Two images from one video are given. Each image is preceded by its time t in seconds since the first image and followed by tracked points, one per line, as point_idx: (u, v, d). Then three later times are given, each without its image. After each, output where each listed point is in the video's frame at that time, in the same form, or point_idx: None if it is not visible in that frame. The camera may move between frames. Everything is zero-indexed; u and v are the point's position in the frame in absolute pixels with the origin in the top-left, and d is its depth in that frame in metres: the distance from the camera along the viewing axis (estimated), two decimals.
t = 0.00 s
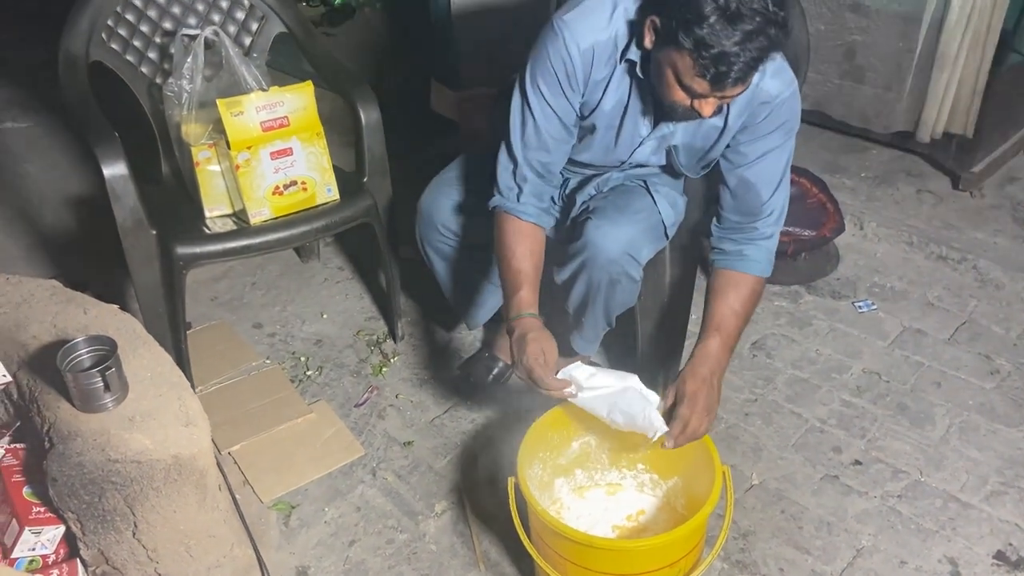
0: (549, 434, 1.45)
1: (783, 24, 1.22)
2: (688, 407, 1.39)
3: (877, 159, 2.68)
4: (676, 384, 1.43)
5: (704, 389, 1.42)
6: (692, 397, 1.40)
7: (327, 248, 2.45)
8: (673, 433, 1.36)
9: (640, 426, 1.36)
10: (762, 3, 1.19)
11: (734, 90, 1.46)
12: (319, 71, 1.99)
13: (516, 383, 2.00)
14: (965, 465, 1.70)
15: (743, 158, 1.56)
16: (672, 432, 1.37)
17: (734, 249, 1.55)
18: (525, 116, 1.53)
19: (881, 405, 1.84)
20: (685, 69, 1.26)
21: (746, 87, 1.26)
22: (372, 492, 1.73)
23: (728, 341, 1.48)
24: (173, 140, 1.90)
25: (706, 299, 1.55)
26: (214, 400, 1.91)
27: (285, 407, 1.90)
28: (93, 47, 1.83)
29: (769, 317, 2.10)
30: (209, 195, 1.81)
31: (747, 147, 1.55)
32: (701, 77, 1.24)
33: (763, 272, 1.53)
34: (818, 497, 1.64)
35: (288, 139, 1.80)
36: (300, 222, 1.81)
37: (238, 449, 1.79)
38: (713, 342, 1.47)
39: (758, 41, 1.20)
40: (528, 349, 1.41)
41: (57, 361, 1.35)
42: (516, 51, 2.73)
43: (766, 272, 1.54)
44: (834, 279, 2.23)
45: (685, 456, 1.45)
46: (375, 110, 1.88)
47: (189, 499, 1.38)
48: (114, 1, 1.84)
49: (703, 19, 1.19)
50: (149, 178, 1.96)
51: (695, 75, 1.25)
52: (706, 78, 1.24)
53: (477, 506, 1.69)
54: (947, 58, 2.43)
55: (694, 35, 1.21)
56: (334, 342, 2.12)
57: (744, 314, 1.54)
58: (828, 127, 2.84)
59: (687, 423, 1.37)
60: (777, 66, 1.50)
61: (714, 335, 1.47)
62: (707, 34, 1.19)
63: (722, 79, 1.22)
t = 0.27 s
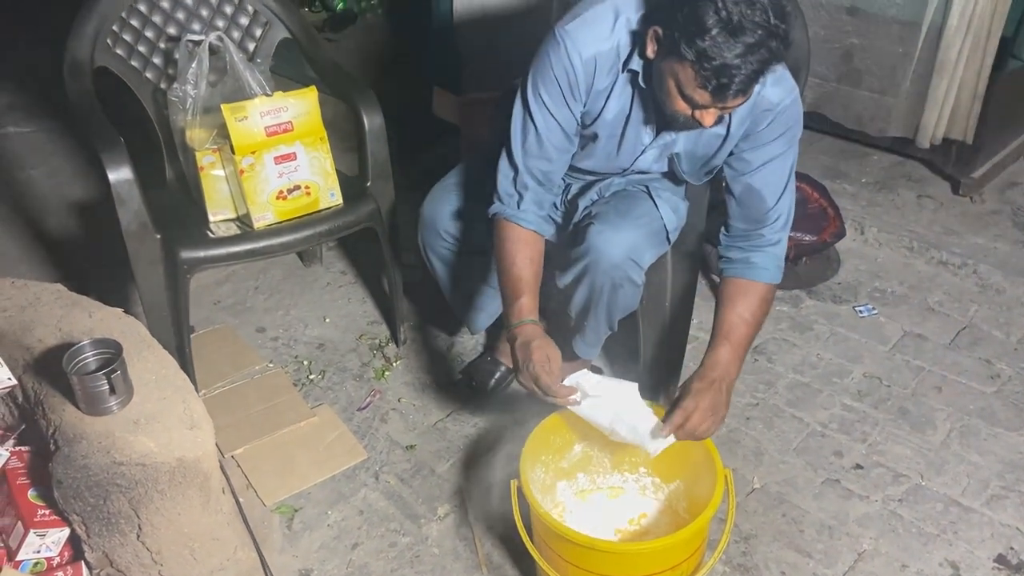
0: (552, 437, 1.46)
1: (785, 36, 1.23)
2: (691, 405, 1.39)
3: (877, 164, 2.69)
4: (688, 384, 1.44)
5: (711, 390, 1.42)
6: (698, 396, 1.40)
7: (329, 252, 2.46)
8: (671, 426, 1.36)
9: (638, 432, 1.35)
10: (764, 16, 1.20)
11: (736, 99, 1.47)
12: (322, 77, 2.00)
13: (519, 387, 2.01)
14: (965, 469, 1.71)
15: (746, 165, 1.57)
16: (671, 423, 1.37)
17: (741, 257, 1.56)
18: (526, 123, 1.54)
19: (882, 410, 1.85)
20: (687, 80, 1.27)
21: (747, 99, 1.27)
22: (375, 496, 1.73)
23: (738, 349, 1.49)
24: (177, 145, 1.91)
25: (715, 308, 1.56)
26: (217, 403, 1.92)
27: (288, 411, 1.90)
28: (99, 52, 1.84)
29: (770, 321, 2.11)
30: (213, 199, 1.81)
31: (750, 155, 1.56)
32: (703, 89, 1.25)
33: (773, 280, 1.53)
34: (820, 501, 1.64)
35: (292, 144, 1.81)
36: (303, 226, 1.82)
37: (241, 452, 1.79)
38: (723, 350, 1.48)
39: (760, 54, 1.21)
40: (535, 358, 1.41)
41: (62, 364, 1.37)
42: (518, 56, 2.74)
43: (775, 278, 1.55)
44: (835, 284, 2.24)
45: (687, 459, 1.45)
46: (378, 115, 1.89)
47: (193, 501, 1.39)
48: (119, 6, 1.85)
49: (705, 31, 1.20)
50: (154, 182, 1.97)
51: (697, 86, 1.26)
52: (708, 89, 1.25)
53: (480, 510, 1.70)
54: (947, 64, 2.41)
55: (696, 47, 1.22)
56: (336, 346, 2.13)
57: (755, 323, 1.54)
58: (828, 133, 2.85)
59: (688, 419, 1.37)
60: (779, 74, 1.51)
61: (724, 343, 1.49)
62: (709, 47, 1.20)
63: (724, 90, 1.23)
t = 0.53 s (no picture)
0: (550, 440, 1.47)
1: (784, 45, 1.24)
2: (689, 411, 1.40)
3: (875, 169, 2.70)
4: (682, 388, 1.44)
5: (704, 395, 1.42)
6: (695, 401, 1.41)
7: (329, 256, 2.47)
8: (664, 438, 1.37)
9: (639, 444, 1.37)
10: (763, 25, 1.21)
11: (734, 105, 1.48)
12: (323, 80, 2.00)
13: (518, 391, 2.01)
14: (964, 472, 1.71)
15: (744, 171, 1.57)
16: (672, 428, 1.37)
17: (736, 263, 1.56)
18: (528, 126, 1.54)
19: (881, 413, 1.85)
20: (686, 88, 1.28)
21: (747, 107, 1.28)
22: (375, 498, 1.74)
23: (733, 354, 1.50)
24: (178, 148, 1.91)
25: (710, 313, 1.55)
26: (218, 406, 1.93)
27: (288, 414, 1.91)
28: (101, 56, 1.85)
29: (769, 325, 2.11)
30: (214, 203, 1.82)
31: (747, 161, 1.56)
32: (703, 97, 1.26)
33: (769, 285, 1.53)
34: (818, 503, 1.65)
35: (292, 148, 1.82)
36: (304, 229, 1.83)
37: (241, 455, 1.80)
38: (717, 355, 1.48)
39: (759, 62, 1.22)
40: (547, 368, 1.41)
41: (64, 366, 1.37)
42: (518, 61, 2.75)
43: (770, 284, 1.55)
44: (833, 288, 2.24)
45: (686, 462, 1.46)
46: (378, 119, 1.89)
47: (193, 503, 1.40)
48: (121, 10, 1.87)
49: (705, 40, 1.21)
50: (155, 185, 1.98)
51: (697, 94, 1.27)
52: (708, 97, 1.25)
53: (479, 512, 1.70)
54: (945, 69, 2.41)
55: (696, 55, 1.22)
56: (336, 350, 2.14)
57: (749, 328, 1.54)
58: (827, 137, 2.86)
59: (683, 424, 1.38)
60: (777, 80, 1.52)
61: (717, 348, 1.49)
62: (709, 55, 1.21)
63: (723, 98, 1.24)
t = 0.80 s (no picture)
0: (547, 442, 1.49)
1: (780, 50, 1.25)
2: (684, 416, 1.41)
3: (872, 173, 2.72)
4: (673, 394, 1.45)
5: (697, 400, 1.43)
6: (687, 405, 1.42)
7: (328, 259, 2.48)
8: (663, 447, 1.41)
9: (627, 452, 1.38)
10: (759, 30, 1.22)
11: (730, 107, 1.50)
12: (321, 84, 2.02)
13: (515, 393, 2.02)
14: (959, 475, 1.72)
15: (739, 175, 1.58)
16: (666, 435, 1.40)
17: (730, 266, 1.57)
18: (530, 125, 1.53)
19: (876, 416, 1.86)
20: (683, 91, 1.29)
21: (742, 110, 1.29)
22: (372, 501, 1.74)
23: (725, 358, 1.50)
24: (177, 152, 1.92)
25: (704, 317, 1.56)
26: (216, 408, 1.93)
27: (286, 416, 1.91)
28: (100, 61, 1.87)
29: (765, 328, 2.12)
30: (213, 206, 1.83)
31: (743, 164, 1.58)
32: (699, 100, 1.28)
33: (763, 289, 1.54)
34: (814, 506, 1.66)
35: (291, 151, 1.83)
36: (303, 233, 1.83)
37: (240, 457, 1.81)
38: (710, 360, 1.49)
39: (755, 67, 1.23)
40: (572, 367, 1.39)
41: (63, 368, 1.38)
42: (516, 66, 2.76)
43: (764, 287, 1.55)
44: (829, 292, 2.25)
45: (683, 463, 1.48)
46: (377, 123, 1.91)
47: (191, 505, 1.40)
48: (121, 15, 1.88)
49: (702, 44, 1.22)
50: (154, 189, 1.99)
51: (693, 97, 1.28)
52: (704, 101, 1.27)
53: (477, 514, 1.71)
54: (940, 73, 2.43)
55: (693, 59, 1.24)
56: (335, 352, 2.14)
57: (743, 331, 1.55)
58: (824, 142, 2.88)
59: (678, 431, 1.40)
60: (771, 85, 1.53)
61: (710, 352, 1.49)
62: (706, 59, 1.22)
63: (720, 101, 1.25)
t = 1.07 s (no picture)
0: (543, 444, 1.49)
1: (775, 52, 1.26)
2: (677, 419, 1.41)
3: (868, 177, 2.73)
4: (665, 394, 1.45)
5: (690, 401, 1.43)
6: (682, 407, 1.43)
7: (325, 262, 2.48)
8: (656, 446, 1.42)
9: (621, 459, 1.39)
10: (755, 31, 1.23)
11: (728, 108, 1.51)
12: (318, 88, 2.02)
13: (511, 396, 2.03)
14: (953, 477, 1.73)
15: (735, 177, 1.59)
16: (660, 436, 1.41)
17: (724, 268, 1.58)
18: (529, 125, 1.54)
19: (871, 418, 1.87)
20: (678, 91, 1.30)
21: (737, 111, 1.30)
22: (369, 503, 1.75)
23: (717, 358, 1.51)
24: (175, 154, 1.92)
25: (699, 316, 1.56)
26: (214, 411, 1.94)
27: (283, 419, 1.92)
28: (99, 65, 1.87)
29: (761, 331, 2.13)
30: (210, 209, 1.84)
31: (739, 167, 1.59)
32: (694, 100, 1.28)
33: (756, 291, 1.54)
34: (809, 508, 1.66)
35: (289, 154, 1.83)
36: (300, 236, 1.84)
37: (237, 459, 1.81)
38: (704, 360, 1.49)
39: (750, 68, 1.24)
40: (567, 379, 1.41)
41: (60, 371, 1.39)
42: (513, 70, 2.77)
43: (757, 289, 1.56)
44: (825, 294, 2.26)
45: (678, 464, 1.49)
46: (374, 127, 1.91)
47: (188, 507, 1.41)
48: (119, 20, 1.89)
49: (697, 44, 1.23)
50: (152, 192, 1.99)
51: (689, 98, 1.29)
52: (699, 101, 1.27)
53: (473, 516, 1.71)
54: (934, 78, 2.44)
55: (688, 59, 1.24)
56: (332, 355, 2.15)
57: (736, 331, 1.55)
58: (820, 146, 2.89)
59: (672, 432, 1.40)
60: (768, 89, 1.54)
61: (703, 353, 1.50)
62: (701, 59, 1.23)
63: (715, 101, 1.26)
